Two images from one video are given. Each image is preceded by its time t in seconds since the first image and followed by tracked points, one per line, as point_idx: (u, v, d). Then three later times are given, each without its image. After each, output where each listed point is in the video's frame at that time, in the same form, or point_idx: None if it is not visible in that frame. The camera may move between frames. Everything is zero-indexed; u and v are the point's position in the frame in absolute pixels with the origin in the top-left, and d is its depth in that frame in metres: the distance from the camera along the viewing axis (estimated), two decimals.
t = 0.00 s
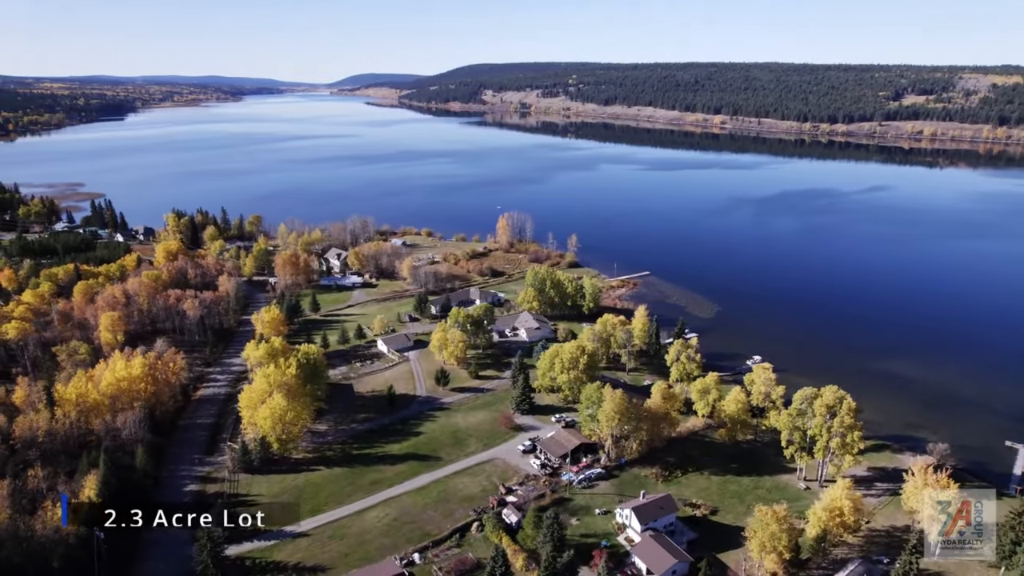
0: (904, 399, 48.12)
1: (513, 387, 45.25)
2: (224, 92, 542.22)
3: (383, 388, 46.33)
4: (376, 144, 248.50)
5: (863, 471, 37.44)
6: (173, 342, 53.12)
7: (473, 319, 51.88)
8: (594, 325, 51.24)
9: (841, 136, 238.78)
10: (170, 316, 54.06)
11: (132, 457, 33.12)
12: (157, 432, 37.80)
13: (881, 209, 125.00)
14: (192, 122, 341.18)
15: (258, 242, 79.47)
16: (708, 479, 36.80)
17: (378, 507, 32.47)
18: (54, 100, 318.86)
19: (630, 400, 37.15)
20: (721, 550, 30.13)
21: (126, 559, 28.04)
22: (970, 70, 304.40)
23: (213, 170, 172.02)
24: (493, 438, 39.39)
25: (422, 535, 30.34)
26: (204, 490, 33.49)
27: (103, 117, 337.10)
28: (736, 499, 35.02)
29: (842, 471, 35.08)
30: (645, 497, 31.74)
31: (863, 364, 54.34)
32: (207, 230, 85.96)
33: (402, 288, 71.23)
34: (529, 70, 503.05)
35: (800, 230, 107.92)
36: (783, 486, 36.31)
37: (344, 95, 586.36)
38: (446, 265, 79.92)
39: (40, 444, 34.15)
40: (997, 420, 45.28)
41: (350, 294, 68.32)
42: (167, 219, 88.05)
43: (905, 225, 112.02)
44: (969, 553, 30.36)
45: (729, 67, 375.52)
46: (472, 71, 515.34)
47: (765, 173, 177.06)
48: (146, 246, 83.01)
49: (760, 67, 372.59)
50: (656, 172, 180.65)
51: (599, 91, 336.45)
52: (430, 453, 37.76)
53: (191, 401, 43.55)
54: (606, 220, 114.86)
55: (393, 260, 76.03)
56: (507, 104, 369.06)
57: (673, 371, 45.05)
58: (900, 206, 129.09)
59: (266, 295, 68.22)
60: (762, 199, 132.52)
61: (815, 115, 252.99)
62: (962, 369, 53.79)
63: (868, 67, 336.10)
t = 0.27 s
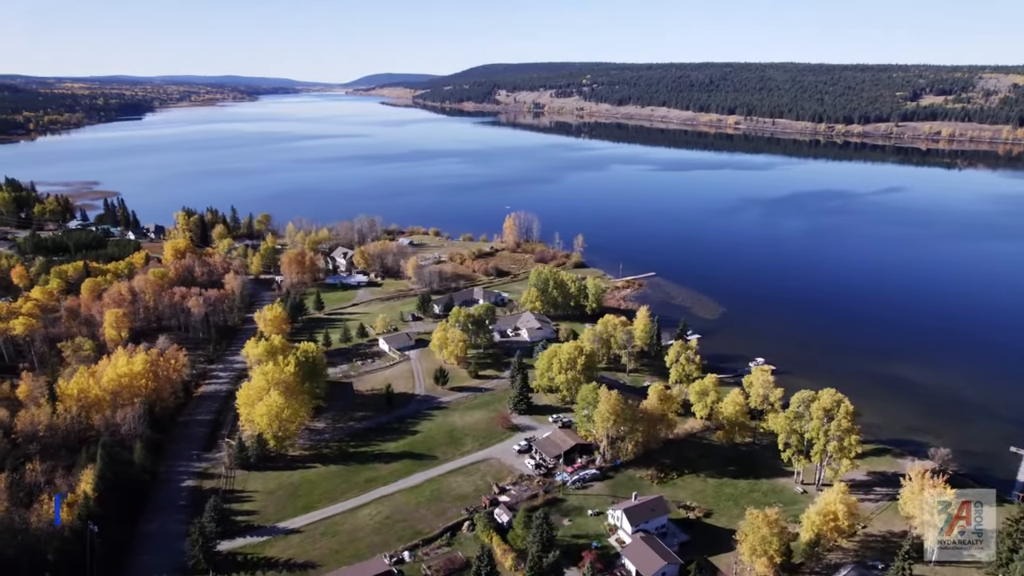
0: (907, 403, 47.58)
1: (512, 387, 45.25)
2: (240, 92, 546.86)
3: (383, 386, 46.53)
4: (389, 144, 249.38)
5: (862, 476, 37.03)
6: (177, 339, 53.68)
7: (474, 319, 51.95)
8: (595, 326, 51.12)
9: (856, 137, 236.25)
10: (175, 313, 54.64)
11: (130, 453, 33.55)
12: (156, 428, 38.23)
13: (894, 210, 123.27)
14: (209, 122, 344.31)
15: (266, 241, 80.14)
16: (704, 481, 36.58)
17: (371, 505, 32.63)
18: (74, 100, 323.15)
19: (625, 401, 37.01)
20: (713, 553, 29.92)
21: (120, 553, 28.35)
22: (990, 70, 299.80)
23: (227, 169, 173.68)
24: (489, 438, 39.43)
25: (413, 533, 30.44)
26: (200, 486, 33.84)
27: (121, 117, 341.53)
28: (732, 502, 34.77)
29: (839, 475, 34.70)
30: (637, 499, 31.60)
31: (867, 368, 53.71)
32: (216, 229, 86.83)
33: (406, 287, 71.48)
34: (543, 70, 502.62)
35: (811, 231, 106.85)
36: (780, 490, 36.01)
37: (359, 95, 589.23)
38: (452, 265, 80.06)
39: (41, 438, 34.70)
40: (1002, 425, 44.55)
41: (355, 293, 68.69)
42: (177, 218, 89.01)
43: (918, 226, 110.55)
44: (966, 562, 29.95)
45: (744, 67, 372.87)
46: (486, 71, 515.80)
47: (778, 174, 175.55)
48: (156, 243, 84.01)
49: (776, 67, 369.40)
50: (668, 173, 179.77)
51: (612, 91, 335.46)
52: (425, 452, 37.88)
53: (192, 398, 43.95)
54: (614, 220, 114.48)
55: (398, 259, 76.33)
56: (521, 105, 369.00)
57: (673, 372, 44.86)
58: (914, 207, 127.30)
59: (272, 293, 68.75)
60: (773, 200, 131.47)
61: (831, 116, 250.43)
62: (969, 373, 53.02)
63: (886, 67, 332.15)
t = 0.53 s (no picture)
0: (912, 406, 47.09)
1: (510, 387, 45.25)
2: (255, 92, 550.91)
3: (382, 385, 46.71)
4: (400, 144, 250.03)
5: (861, 479, 36.68)
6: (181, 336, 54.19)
7: (475, 318, 51.98)
8: (596, 326, 51.01)
9: (870, 137, 233.97)
10: (179, 311, 55.11)
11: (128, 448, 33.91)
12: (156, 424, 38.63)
13: (905, 211, 121.88)
14: (222, 121, 346.88)
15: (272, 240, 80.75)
16: (700, 483, 36.39)
17: (365, 503, 32.77)
18: (90, 99, 326.92)
19: (622, 402, 36.91)
20: (706, 556, 29.79)
21: (116, 547, 28.67)
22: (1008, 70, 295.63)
23: (238, 168, 175.00)
24: (487, 437, 39.48)
25: (405, 532, 30.57)
26: (198, 482, 34.15)
27: (137, 116, 345.15)
28: (727, 504, 34.60)
29: (837, 479, 34.40)
30: (631, 500, 31.48)
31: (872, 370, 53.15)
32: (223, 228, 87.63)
33: (410, 287, 71.66)
34: (556, 70, 501.87)
35: (820, 232, 105.90)
36: (777, 492, 35.76)
37: (372, 95, 591.82)
38: (456, 264, 80.16)
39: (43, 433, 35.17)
40: (1007, 430, 43.93)
41: (359, 292, 68.98)
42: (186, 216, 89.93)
43: (930, 227, 109.25)
44: (964, 568, 29.51)
45: (757, 67, 370.47)
46: (499, 71, 516.11)
47: (789, 175, 174.29)
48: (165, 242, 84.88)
49: (790, 67, 366.47)
50: (678, 173, 178.96)
51: (624, 91, 334.55)
52: (422, 450, 38.01)
53: (193, 395, 44.33)
54: (622, 221, 114.15)
55: (403, 259, 76.60)
56: (532, 104, 368.95)
57: (673, 373, 44.67)
58: (926, 209, 125.88)
59: (277, 291, 69.25)
60: (782, 200, 130.57)
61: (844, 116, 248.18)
62: (976, 377, 52.41)
63: (902, 67, 328.57)
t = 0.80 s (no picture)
0: (915, 410, 46.51)
1: (509, 387, 45.25)
2: (271, 92, 555.45)
3: (382, 383, 46.93)
4: (413, 143, 250.92)
5: (859, 484, 36.30)
6: (186, 333, 54.82)
7: (476, 318, 52.04)
8: (597, 327, 50.87)
9: (887, 138, 231.07)
10: (184, 309, 55.75)
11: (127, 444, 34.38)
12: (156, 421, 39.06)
13: (919, 213, 120.20)
14: (238, 121, 350.09)
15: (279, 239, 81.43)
16: (695, 485, 36.18)
17: (358, 501, 32.95)
18: (109, 99, 331.52)
19: (617, 403, 36.79)
20: (696, 558, 29.62)
21: (111, 541, 29.04)
22: None
23: (251, 167, 176.48)
24: (483, 437, 39.52)
25: (396, 530, 30.68)
26: (194, 478, 34.51)
27: (154, 116, 349.16)
28: (721, 507, 34.39)
29: (833, 482, 34.07)
30: (621, 501, 31.37)
31: (876, 374, 52.53)
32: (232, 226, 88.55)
33: (415, 286, 71.93)
34: (570, 70, 501.16)
35: (830, 233, 104.75)
36: (773, 496, 35.47)
37: (387, 95, 594.49)
38: (461, 264, 80.33)
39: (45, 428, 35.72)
40: (1013, 435, 43.24)
41: (364, 291, 69.34)
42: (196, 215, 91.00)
43: (943, 229, 107.70)
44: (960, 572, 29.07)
45: (773, 67, 367.40)
46: (513, 70, 516.15)
47: (803, 175, 172.71)
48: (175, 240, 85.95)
49: (806, 67, 362.95)
50: (690, 174, 178.00)
51: (638, 91, 333.25)
52: (417, 449, 38.12)
53: (194, 392, 44.78)
54: (630, 221, 113.76)
55: (408, 258, 76.90)
56: (546, 104, 368.89)
57: (671, 374, 44.51)
58: (941, 210, 124.08)
59: (282, 290, 69.81)
60: (794, 202, 129.36)
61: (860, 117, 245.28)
62: (984, 382, 51.62)
63: (920, 67, 324.11)
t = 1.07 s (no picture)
0: (919, 413, 45.97)
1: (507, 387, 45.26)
2: (284, 92, 559.14)
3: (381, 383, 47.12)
4: (423, 143, 251.61)
5: (857, 487, 35.97)
6: (190, 331, 55.34)
7: (476, 318, 52.09)
8: (597, 327, 50.76)
9: (900, 139, 228.68)
10: (188, 307, 56.26)
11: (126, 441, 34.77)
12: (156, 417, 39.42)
13: (929, 214, 118.90)
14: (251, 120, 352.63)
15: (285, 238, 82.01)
16: (691, 487, 36.03)
17: (352, 499, 33.08)
18: (125, 100, 335.32)
19: (613, 404, 36.69)
20: (688, 560, 29.45)
21: (107, 537, 29.36)
22: None
23: (261, 166, 177.60)
24: (479, 437, 39.55)
25: (389, 528, 30.78)
26: (191, 474, 34.80)
27: (168, 115, 352.29)
28: (716, 510, 34.21)
29: (829, 486, 33.79)
30: (613, 503, 31.30)
31: (880, 376, 51.98)
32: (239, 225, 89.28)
33: (418, 285, 72.11)
34: (581, 70, 500.47)
35: (839, 234, 103.85)
36: (769, 498, 35.23)
37: (400, 94, 596.41)
38: (466, 264, 80.42)
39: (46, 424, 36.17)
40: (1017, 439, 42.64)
41: (367, 290, 69.65)
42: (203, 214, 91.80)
43: (954, 231, 106.46)
44: None
45: (786, 67, 364.79)
46: (525, 70, 516.00)
47: (814, 176, 171.32)
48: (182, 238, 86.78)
49: (819, 67, 359.87)
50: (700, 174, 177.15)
51: (650, 91, 332.11)
52: (413, 448, 38.23)
53: (195, 389, 45.18)
54: (637, 221, 113.46)
55: (412, 258, 77.12)
56: (558, 104, 368.76)
57: (670, 375, 44.39)
58: (953, 211, 122.65)
59: (287, 288, 70.27)
60: (803, 202, 128.38)
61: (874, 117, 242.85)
62: (990, 385, 50.98)
63: (936, 66, 320.40)
